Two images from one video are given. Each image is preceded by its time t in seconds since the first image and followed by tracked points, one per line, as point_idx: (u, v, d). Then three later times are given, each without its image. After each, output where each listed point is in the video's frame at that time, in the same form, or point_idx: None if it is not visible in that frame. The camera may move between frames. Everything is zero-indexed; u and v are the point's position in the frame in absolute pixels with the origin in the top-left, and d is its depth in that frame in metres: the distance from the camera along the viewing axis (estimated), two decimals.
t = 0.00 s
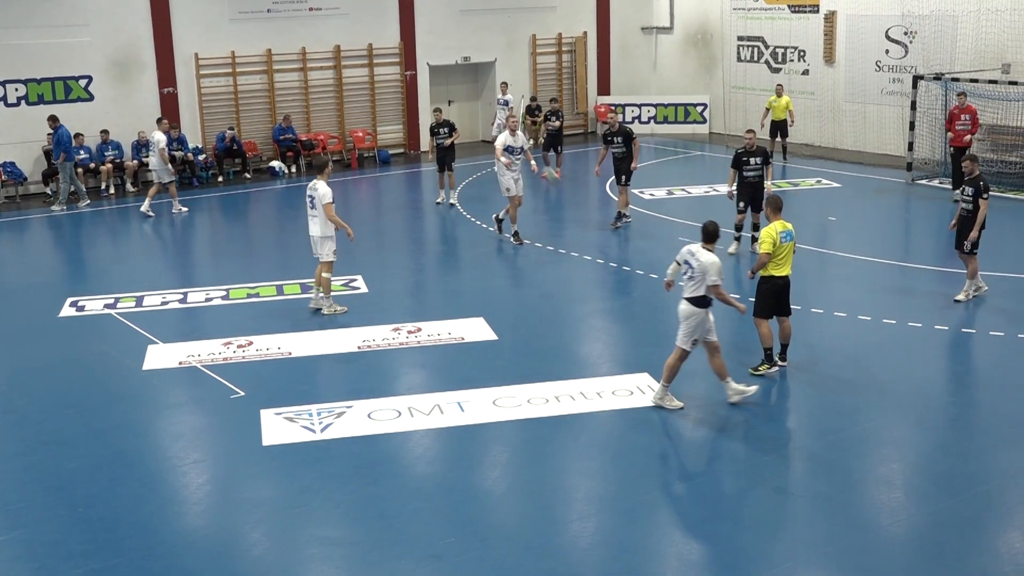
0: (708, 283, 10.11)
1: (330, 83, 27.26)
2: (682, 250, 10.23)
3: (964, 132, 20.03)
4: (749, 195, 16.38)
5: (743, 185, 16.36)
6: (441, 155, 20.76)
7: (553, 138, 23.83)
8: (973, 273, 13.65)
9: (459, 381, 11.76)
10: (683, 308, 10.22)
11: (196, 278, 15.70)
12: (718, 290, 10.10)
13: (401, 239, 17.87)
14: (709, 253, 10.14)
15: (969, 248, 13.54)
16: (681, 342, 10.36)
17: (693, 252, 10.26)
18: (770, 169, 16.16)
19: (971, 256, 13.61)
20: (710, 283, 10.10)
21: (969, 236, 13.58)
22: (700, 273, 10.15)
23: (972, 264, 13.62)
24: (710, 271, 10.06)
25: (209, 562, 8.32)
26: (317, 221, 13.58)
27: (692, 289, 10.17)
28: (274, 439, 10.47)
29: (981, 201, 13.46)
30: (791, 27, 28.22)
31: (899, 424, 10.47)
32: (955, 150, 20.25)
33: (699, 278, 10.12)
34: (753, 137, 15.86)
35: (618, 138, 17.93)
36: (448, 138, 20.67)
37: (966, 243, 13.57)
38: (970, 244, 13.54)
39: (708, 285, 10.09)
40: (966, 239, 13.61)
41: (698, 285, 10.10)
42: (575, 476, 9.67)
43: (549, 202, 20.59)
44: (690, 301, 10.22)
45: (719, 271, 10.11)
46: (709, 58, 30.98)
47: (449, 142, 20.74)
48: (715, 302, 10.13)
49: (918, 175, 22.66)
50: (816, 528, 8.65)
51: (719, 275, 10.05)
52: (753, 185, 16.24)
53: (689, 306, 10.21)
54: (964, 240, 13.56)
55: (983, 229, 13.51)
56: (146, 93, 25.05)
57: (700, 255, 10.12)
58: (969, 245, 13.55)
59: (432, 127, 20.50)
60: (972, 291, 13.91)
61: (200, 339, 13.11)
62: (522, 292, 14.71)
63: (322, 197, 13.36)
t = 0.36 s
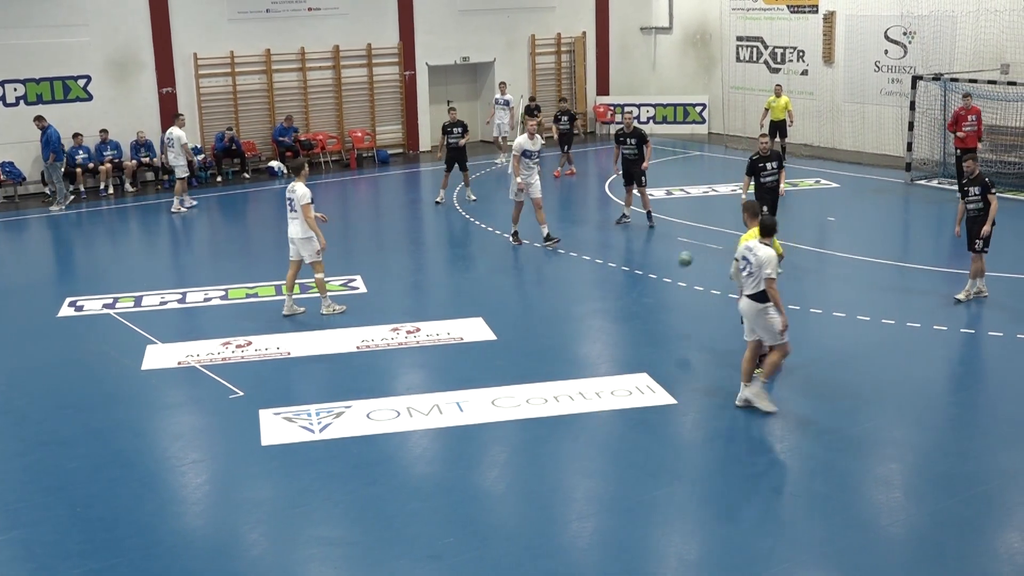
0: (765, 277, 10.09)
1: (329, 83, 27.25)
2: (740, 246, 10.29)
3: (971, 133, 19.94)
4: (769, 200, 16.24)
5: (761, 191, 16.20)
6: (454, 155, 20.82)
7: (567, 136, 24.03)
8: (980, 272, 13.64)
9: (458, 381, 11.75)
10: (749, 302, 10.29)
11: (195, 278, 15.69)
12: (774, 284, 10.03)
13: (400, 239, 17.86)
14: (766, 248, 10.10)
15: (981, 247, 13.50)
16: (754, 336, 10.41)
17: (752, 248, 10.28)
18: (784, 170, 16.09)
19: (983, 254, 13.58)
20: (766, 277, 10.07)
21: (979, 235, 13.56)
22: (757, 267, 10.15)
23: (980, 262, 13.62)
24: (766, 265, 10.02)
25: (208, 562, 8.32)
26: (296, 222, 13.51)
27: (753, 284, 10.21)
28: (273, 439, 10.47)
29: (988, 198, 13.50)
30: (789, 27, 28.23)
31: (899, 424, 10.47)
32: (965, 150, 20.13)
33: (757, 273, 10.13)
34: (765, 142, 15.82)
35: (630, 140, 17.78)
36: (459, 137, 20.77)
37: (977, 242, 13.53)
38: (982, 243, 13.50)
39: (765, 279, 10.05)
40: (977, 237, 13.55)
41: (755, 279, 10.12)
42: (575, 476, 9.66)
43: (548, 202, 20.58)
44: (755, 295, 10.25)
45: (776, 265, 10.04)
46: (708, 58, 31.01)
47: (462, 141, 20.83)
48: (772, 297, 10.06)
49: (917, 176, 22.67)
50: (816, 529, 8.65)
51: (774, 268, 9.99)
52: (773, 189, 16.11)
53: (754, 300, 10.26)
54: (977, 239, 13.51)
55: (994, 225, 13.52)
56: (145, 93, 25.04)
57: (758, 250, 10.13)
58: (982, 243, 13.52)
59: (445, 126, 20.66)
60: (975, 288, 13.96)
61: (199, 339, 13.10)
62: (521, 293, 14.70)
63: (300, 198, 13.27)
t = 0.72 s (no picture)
0: (828, 277, 10.23)
1: (328, 83, 27.25)
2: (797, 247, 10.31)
3: (976, 135, 19.80)
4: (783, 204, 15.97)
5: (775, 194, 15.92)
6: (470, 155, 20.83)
7: (576, 137, 24.44)
8: (1001, 272, 13.60)
9: (457, 381, 11.76)
10: (807, 303, 10.32)
11: (194, 278, 15.69)
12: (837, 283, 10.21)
13: (399, 239, 17.86)
14: (825, 247, 10.26)
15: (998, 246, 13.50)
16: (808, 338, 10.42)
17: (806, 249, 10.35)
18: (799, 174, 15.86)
19: (999, 252, 13.62)
20: (830, 275, 10.22)
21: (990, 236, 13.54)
22: (816, 268, 10.26)
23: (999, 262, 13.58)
24: (830, 265, 10.18)
25: (207, 562, 8.32)
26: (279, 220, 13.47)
27: (813, 284, 10.29)
28: (272, 439, 10.47)
29: (996, 197, 13.43)
30: (788, 28, 28.25)
31: (898, 424, 10.48)
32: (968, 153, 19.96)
33: (819, 273, 10.24)
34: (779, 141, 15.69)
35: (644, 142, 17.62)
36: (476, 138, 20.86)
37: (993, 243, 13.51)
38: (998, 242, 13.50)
39: (829, 278, 10.19)
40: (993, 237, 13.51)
41: (820, 279, 10.21)
42: (574, 476, 9.67)
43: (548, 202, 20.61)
44: (814, 296, 10.32)
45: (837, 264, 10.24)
46: (707, 58, 30.95)
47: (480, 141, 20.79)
48: (835, 296, 10.21)
49: (916, 176, 22.70)
50: (815, 529, 8.65)
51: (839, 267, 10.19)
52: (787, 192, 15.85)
53: (812, 300, 10.32)
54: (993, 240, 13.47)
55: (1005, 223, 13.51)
56: (144, 93, 25.03)
57: (818, 250, 10.23)
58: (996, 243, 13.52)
59: (463, 125, 20.79)
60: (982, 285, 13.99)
61: (198, 339, 13.10)
62: (521, 293, 14.71)
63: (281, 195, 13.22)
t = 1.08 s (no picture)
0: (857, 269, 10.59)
1: (315, 84, 27.20)
2: (826, 243, 10.52)
3: (975, 134, 19.75)
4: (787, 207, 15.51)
5: (780, 196, 15.49)
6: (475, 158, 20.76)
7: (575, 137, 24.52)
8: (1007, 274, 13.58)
9: (444, 382, 11.74)
10: (841, 298, 10.55)
11: (180, 281, 15.65)
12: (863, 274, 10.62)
13: (387, 240, 17.84)
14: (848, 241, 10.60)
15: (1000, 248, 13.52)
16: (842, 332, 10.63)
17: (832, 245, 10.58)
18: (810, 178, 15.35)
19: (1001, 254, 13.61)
20: (858, 267, 10.57)
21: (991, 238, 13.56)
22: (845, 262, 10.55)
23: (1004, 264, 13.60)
24: (859, 257, 10.56)
25: (194, 565, 8.30)
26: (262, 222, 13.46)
27: (844, 278, 10.55)
28: (259, 442, 10.44)
29: (1000, 201, 13.43)
30: (775, 28, 28.28)
31: (884, 422, 10.51)
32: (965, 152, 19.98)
33: (850, 266, 10.52)
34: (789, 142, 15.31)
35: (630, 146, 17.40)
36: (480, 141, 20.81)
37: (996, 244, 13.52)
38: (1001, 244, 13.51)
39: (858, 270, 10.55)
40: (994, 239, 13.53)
41: (853, 271, 10.52)
42: (562, 477, 9.67)
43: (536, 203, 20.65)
44: (843, 289, 10.60)
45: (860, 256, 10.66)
46: (694, 59, 31.06)
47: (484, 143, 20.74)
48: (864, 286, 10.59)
49: (903, 175, 22.77)
50: (802, 528, 8.66)
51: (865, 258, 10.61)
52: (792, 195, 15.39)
53: (844, 294, 10.58)
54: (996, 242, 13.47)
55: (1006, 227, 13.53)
56: (130, 94, 24.95)
57: (845, 244, 10.54)
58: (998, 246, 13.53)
59: (466, 128, 20.60)
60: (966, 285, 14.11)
61: (185, 342, 13.08)
62: (508, 294, 14.70)
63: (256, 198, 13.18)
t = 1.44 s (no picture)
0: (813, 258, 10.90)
1: (250, 87, 26.98)
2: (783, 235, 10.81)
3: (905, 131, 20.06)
4: (729, 205, 15.65)
5: (722, 194, 15.62)
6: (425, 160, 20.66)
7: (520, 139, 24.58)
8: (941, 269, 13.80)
9: (384, 386, 11.69)
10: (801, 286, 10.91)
11: (115, 288, 15.43)
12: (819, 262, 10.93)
13: (327, 244, 17.73)
14: (805, 230, 10.89)
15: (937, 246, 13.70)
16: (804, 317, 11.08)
17: (790, 235, 10.88)
18: (753, 176, 15.50)
19: (937, 251, 13.80)
20: (815, 256, 10.88)
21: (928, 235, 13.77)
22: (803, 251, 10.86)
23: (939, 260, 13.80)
24: (815, 247, 10.85)
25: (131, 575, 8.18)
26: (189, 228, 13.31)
27: (803, 268, 10.86)
28: (197, 450, 10.32)
29: (939, 199, 13.60)
30: (709, 28, 28.54)
31: (821, 417, 10.65)
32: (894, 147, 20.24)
33: (807, 255, 10.84)
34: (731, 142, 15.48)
35: (568, 146, 17.34)
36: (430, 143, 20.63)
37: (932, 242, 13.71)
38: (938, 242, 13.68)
39: (815, 259, 10.87)
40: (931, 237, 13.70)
41: (810, 261, 10.84)
42: (503, 478, 9.66)
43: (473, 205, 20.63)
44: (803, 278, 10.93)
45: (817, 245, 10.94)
46: (630, 60, 31.71)
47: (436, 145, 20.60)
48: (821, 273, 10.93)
49: (836, 173, 23.10)
50: (741, 524, 8.73)
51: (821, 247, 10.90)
52: (733, 193, 15.52)
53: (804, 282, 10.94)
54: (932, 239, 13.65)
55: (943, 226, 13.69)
56: (61, 99, 24.58)
57: (802, 235, 10.82)
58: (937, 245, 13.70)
59: (418, 129, 20.44)
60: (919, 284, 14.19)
61: (120, 349, 12.90)
62: (448, 296, 14.69)
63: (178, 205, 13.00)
